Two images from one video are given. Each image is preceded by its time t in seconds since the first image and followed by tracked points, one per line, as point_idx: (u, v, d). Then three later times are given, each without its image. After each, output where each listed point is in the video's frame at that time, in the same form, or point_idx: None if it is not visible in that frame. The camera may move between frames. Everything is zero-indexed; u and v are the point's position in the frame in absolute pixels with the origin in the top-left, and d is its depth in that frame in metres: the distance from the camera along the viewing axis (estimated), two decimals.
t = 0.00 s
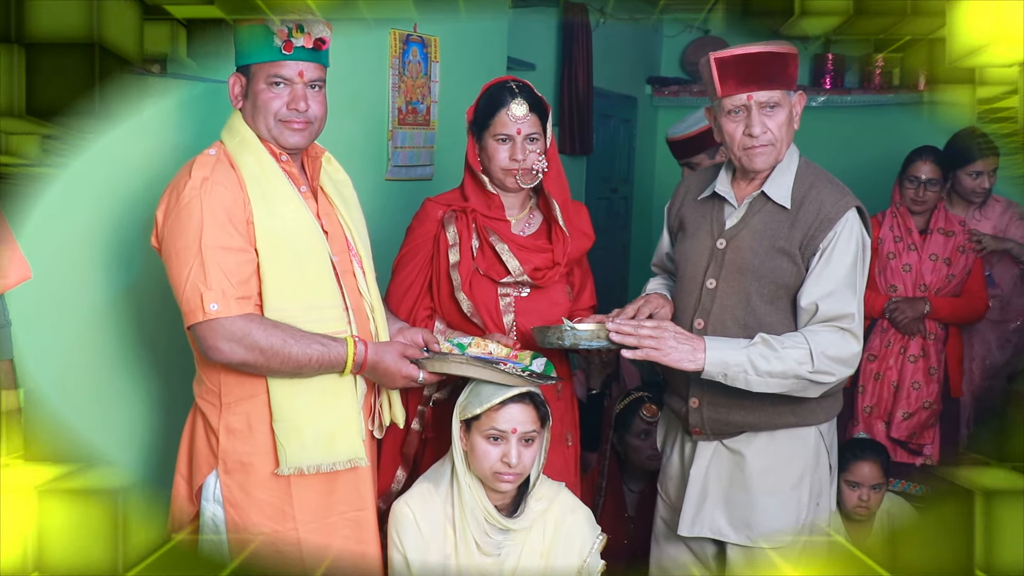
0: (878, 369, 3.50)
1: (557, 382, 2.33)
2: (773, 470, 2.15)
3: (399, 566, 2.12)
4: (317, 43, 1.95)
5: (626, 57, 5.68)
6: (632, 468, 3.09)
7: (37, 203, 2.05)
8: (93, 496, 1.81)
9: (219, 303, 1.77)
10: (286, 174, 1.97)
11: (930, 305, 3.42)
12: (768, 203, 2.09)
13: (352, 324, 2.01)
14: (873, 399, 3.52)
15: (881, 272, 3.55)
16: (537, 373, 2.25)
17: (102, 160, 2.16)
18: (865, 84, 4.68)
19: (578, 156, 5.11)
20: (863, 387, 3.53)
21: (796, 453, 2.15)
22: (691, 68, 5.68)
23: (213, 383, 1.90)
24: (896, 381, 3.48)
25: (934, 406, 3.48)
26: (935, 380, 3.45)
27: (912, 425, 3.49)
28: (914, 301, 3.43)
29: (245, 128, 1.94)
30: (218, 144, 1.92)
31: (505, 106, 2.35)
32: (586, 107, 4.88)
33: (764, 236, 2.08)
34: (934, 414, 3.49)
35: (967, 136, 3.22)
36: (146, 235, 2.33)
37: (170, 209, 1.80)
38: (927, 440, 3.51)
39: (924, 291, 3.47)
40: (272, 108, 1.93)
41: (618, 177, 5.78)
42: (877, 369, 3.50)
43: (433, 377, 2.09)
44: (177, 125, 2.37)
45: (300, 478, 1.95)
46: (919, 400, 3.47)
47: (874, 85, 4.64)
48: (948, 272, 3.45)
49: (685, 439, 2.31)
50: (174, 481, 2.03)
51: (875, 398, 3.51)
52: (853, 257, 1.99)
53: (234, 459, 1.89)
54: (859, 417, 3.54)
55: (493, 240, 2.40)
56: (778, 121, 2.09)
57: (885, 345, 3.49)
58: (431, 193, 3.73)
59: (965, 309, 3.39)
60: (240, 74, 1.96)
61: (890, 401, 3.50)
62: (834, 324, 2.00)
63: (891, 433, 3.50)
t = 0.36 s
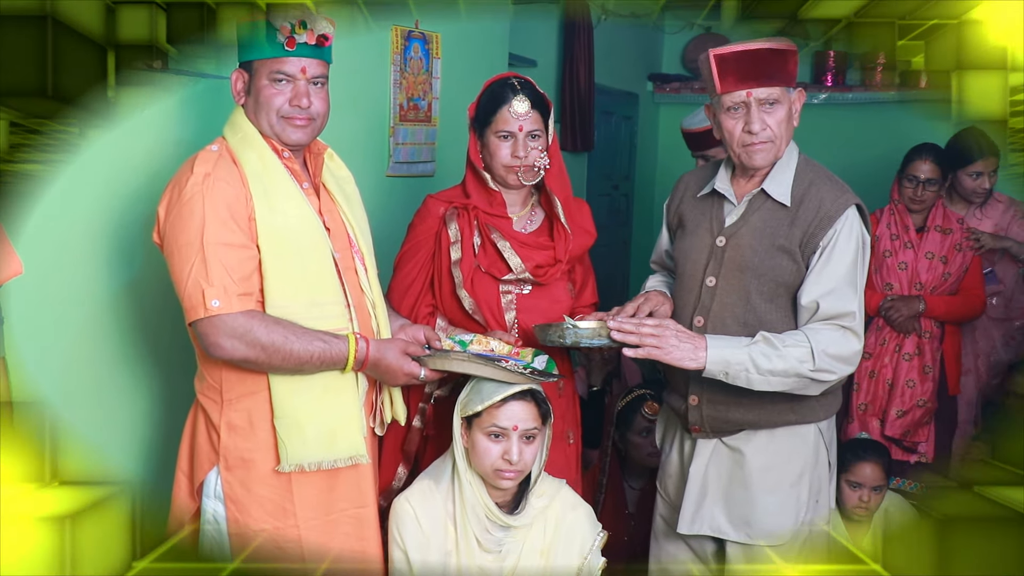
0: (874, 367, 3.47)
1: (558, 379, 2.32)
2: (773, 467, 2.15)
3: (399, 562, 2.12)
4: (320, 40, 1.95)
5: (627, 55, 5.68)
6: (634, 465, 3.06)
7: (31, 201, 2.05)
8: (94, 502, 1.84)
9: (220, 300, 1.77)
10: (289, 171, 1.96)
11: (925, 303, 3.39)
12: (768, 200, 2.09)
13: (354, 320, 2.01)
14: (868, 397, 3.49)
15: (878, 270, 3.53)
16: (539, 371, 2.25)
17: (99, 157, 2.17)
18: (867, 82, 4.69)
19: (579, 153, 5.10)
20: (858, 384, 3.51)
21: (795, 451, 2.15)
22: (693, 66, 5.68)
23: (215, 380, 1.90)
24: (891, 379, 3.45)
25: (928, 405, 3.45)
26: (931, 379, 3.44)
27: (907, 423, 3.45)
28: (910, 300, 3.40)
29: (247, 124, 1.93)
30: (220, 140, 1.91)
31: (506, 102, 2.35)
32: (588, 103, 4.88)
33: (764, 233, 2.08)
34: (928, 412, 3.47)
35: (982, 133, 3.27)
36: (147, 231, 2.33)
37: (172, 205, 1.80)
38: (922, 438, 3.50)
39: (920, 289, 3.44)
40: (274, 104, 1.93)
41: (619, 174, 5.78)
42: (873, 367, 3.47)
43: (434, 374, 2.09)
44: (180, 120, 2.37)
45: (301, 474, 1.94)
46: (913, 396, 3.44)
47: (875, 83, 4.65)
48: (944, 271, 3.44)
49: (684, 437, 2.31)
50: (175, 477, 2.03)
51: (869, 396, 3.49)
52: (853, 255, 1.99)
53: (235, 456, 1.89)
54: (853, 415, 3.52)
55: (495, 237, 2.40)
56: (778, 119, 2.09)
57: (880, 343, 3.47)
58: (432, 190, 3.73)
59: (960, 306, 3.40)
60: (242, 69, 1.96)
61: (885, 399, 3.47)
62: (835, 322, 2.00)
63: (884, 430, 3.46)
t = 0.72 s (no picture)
0: (874, 367, 3.46)
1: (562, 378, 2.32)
2: (774, 466, 2.15)
3: (402, 561, 2.12)
4: (323, 39, 1.96)
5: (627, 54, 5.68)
6: (637, 463, 3.06)
7: (37, 201, 2.03)
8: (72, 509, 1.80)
9: (224, 299, 1.77)
10: (292, 170, 1.96)
11: (924, 301, 3.38)
12: (769, 199, 2.08)
13: (358, 320, 2.01)
14: (869, 396, 3.49)
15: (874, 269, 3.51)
16: (542, 370, 2.25)
17: (104, 157, 2.17)
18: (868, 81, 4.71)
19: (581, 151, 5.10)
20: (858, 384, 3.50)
21: (797, 449, 2.15)
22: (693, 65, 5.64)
23: (219, 379, 1.89)
24: (891, 378, 3.45)
25: (929, 403, 3.45)
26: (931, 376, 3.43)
27: (909, 421, 3.45)
28: (908, 298, 3.39)
29: (250, 123, 1.93)
30: (224, 139, 1.91)
31: (509, 101, 2.35)
32: (591, 102, 4.87)
33: (764, 232, 2.07)
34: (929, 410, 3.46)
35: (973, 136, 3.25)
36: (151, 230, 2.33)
37: (175, 204, 1.80)
38: (924, 437, 3.50)
39: (917, 288, 3.44)
40: (277, 103, 1.93)
41: (621, 173, 5.77)
42: (872, 367, 3.46)
43: (437, 374, 2.09)
44: (183, 120, 2.36)
45: (305, 474, 1.94)
46: (914, 395, 3.43)
47: (877, 82, 4.65)
48: (941, 269, 3.44)
49: (686, 436, 2.30)
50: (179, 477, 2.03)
51: (870, 395, 3.47)
52: (855, 254, 1.98)
53: (238, 455, 1.89)
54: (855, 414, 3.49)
55: (498, 236, 2.40)
56: (779, 117, 2.08)
57: (880, 343, 3.45)
58: (434, 189, 3.73)
59: (956, 303, 3.41)
60: (245, 69, 1.96)
61: (886, 397, 3.46)
62: (838, 321, 2.00)
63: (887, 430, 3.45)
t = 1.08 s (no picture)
0: (870, 366, 3.48)
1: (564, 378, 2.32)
2: (775, 465, 2.15)
3: (403, 561, 2.12)
4: (324, 39, 1.95)
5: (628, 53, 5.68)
6: (638, 463, 3.06)
7: (33, 197, 2.10)
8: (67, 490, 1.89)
9: (225, 299, 1.77)
10: (293, 170, 1.96)
11: (917, 298, 3.40)
12: (770, 198, 2.08)
13: (359, 320, 2.01)
14: (868, 395, 3.51)
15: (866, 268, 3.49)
16: (543, 369, 2.24)
17: (101, 158, 2.20)
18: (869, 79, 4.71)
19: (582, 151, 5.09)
20: (857, 383, 3.52)
21: (798, 448, 2.15)
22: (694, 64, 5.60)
23: (220, 379, 1.90)
24: (889, 376, 3.48)
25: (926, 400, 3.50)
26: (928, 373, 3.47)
27: (907, 420, 3.49)
28: (902, 295, 3.40)
29: (251, 123, 1.93)
30: (225, 139, 1.91)
31: (510, 101, 2.35)
32: (591, 101, 4.86)
33: (765, 231, 2.07)
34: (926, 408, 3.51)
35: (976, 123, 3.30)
36: (152, 231, 2.33)
37: (176, 205, 1.80)
38: (922, 434, 3.54)
39: (910, 284, 3.44)
40: (278, 103, 1.92)
41: (621, 172, 5.76)
42: (869, 366, 3.48)
43: (439, 374, 2.09)
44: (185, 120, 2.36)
45: (306, 474, 1.94)
46: (915, 393, 3.48)
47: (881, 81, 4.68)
48: (933, 264, 3.44)
49: (686, 435, 2.30)
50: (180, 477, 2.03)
51: (868, 394, 3.50)
52: (856, 253, 1.98)
53: (240, 455, 1.89)
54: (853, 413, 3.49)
55: (499, 236, 2.40)
56: (779, 116, 2.08)
57: (875, 341, 3.47)
58: (435, 188, 3.72)
59: (951, 299, 3.41)
60: (246, 69, 1.96)
61: (884, 396, 3.50)
62: (838, 320, 2.00)
63: (887, 428, 3.49)
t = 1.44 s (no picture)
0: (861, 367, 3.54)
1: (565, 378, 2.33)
2: (776, 464, 2.15)
3: (405, 561, 2.12)
4: (325, 40, 1.96)
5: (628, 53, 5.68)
6: (639, 462, 3.07)
7: (34, 197, 2.08)
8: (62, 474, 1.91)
9: (226, 300, 1.77)
10: (294, 171, 1.96)
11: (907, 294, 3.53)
12: (770, 197, 2.08)
13: (360, 320, 2.01)
14: (857, 395, 3.59)
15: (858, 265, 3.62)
16: (545, 369, 2.24)
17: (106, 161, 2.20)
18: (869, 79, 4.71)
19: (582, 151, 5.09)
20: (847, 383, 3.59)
21: (799, 447, 2.15)
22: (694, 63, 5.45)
23: (221, 380, 1.90)
24: (877, 374, 3.56)
25: (911, 398, 3.60)
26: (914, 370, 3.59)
27: (893, 417, 3.59)
28: (888, 294, 3.52)
29: (252, 124, 1.94)
30: (226, 140, 1.92)
31: (511, 101, 2.35)
32: (591, 101, 4.86)
33: (765, 231, 2.07)
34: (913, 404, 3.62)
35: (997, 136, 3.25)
36: (152, 232, 2.33)
37: (178, 206, 1.81)
38: (913, 431, 3.66)
39: (897, 282, 3.60)
40: (278, 104, 1.93)
41: (621, 172, 5.77)
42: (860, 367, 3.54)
43: (440, 374, 2.09)
44: (185, 120, 2.36)
45: (307, 475, 1.94)
46: (899, 391, 3.59)
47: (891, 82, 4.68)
48: (920, 262, 3.61)
49: (687, 435, 2.30)
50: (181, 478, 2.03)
51: (858, 393, 3.59)
52: (856, 252, 1.98)
53: (241, 456, 1.89)
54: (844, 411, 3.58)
55: (500, 236, 2.40)
56: (779, 115, 2.08)
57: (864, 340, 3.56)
58: (436, 189, 3.73)
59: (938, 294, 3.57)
60: (247, 70, 1.96)
61: (872, 394, 3.59)
62: (839, 319, 2.00)
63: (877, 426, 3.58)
